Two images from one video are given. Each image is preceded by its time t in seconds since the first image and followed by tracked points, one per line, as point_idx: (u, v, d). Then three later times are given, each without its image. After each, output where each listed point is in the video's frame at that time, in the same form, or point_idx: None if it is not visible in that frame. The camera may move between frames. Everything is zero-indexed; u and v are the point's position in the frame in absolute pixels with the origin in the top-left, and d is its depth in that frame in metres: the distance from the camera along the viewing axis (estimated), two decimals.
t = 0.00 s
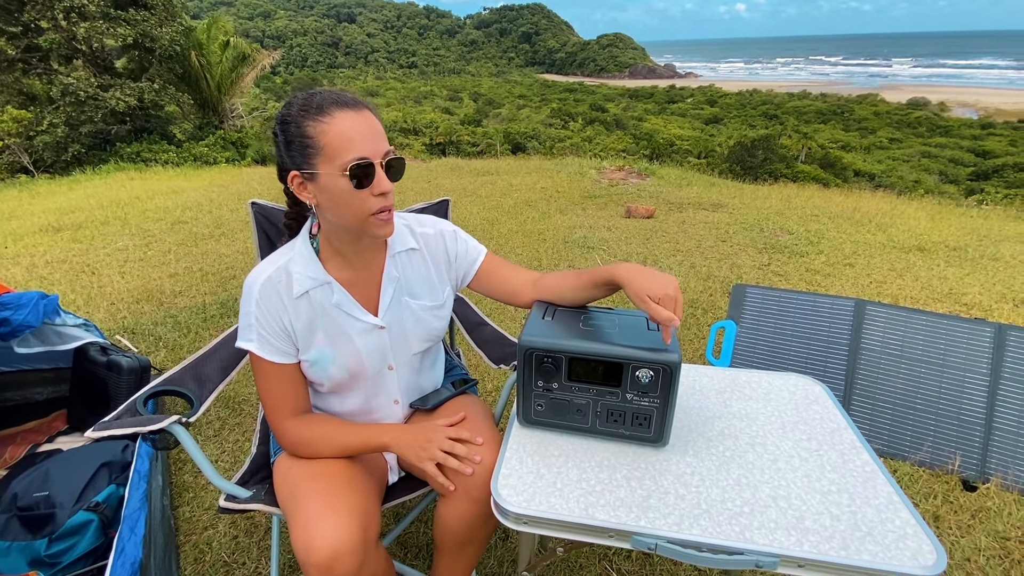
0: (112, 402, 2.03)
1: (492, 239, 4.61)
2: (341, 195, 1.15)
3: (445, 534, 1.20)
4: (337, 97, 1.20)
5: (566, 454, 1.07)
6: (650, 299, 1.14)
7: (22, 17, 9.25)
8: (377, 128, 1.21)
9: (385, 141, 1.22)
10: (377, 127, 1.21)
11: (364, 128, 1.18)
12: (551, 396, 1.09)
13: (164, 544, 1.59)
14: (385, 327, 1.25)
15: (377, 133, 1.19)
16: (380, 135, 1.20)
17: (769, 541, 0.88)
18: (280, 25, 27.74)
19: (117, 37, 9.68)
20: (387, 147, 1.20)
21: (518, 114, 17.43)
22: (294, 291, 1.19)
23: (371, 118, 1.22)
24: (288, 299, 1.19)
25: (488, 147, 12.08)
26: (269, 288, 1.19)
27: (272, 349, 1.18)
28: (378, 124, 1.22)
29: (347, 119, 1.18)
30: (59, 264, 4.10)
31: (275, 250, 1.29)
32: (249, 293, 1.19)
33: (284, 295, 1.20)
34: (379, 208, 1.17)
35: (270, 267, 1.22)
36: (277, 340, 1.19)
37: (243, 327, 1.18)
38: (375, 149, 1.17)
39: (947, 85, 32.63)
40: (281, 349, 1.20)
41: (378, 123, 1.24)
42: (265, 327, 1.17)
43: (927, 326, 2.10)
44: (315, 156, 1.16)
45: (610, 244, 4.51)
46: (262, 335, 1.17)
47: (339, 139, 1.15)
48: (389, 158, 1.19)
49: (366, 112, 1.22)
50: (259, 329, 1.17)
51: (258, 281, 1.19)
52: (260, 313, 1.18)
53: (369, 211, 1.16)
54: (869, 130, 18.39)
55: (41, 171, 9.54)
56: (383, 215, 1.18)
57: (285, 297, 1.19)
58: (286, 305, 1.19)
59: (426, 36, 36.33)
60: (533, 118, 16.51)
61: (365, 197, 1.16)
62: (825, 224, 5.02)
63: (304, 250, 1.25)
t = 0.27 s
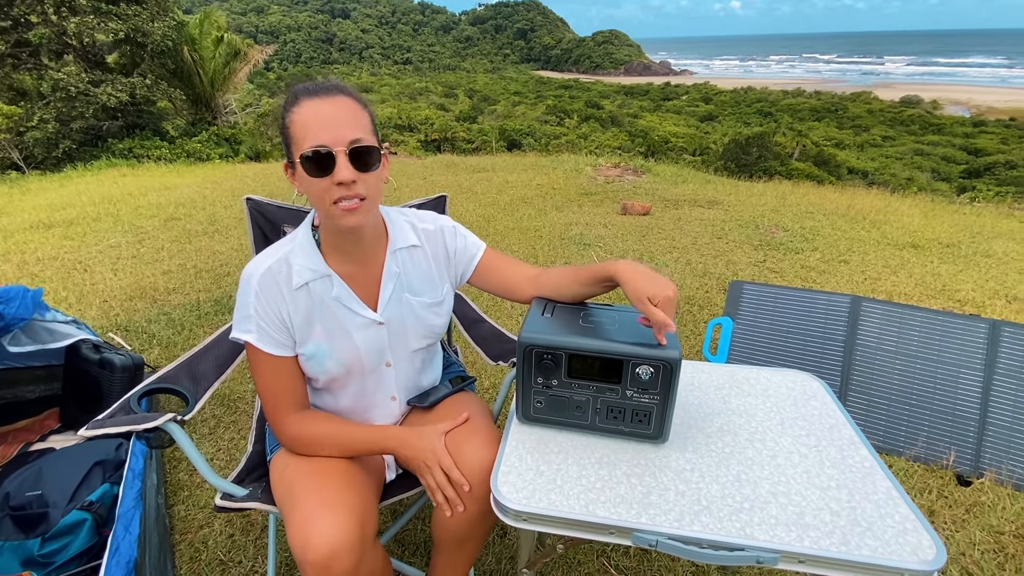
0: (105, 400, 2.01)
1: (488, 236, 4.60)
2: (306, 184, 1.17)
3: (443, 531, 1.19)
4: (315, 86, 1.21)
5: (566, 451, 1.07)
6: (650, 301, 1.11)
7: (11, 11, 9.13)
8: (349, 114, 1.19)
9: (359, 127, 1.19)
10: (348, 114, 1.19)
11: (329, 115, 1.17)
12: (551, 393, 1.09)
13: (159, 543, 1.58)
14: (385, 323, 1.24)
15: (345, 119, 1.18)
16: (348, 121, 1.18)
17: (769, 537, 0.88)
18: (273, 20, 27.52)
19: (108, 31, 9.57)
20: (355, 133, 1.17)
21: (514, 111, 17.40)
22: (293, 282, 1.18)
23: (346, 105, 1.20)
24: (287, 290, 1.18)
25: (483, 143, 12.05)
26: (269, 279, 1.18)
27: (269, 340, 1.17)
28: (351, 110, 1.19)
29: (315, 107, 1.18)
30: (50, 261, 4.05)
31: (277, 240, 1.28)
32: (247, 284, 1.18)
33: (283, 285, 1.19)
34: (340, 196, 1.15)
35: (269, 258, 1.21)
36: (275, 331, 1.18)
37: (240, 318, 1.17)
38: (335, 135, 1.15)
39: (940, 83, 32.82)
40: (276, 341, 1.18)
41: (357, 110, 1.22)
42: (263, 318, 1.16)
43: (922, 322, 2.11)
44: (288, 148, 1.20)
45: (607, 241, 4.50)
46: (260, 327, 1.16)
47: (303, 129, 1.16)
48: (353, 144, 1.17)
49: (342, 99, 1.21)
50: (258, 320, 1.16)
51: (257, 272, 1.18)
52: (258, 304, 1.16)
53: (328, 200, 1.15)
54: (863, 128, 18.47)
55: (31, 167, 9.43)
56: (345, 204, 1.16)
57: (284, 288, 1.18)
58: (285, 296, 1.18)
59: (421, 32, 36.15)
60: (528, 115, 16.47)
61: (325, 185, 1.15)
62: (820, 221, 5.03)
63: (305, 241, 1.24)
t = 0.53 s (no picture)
0: (100, 398, 1.98)
1: (485, 234, 4.59)
2: (306, 173, 1.17)
3: (443, 528, 1.19)
4: (323, 78, 1.21)
5: (568, 448, 1.06)
6: (647, 293, 1.11)
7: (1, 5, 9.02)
8: (355, 107, 1.18)
9: (363, 120, 1.18)
10: (354, 107, 1.18)
11: (334, 106, 1.17)
12: (553, 390, 1.08)
13: (156, 542, 1.57)
14: (384, 318, 1.23)
15: (349, 112, 1.17)
16: (351, 114, 1.17)
17: (772, 533, 0.88)
18: (267, 17, 27.37)
19: (100, 27, 9.49)
20: (358, 126, 1.17)
21: (510, 108, 17.37)
22: (293, 275, 1.18)
23: (353, 97, 1.19)
24: (286, 283, 1.18)
25: (479, 141, 12.03)
26: (269, 271, 1.18)
27: (268, 332, 1.17)
28: (357, 103, 1.19)
29: (320, 98, 1.18)
30: (42, 258, 4.02)
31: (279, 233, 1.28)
32: (247, 276, 1.18)
33: (283, 278, 1.18)
34: (335, 187, 1.14)
35: (270, 250, 1.21)
36: (274, 323, 1.17)
37: (240, 310, 1.17)
38: (337, 127, 1.15)
39: (933, 83, 33.02)
40: (274, 334, 1.18)
41: (364, 104, 1.21)
42: (262, 310, 1.16)
43: (918, 319, 2.12)
44: (293, 137, 1.20)
45: (604, 239, 4.51)
46: (259, 319, 1.16)
47: (307, 118, 1.17)
48: (355, 137, 1.16)
49: (351, 92, 1.20)
50: (257, 312, 1.16)
51: (257, 265, 1.18)
52: (257, 296, 1.16)
53: (323, 190, 1.14)
54: (857, 127, 18.56)
55: (22, 164, 9.35)
56: (342, 196, 1.15)
57: (284, 280, 1.18)
58: (285, 288, 1.18)
59: (416, 29, 36.03)
60: (524, 113, 16.45)
61: (323, 176, 1.14)
62: (816, 220, 5.05)
63: (306, 234, 1.24)
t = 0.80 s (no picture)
0: (98, 397, 1.97)
1: (482, 233, 4.59)
2: (314, 171, 1.17)
3: (444, 526, 1.19)
4: (339, 77, 1.21)
5: (569, 446, 1.07)
6: (646, 294, 1.11)
7: None
8: (368, 108, 1.18)
9: (375, 122, 1.19)
10: (366, 107, 1.18)
11: (347, 106, 1.17)
12: (554, 389, 1.09)
13: (155, 541, 1.57)
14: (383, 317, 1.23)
15: (361, 112, 1.17)
16: (364, 115, 1.17)
17: (772, 531, 0.88)
18: (263, 14, 27.26)
19: (93, 23, 9.42)
20: (369, 127, 1.17)
21: (506, 107, 17.36)
22: (293, 272, 1.18)
23: (366, 98, 1.19)
24: (287, 280, 1.18)
25: (475, 140, 12.03)
26: (270, 269, 1.17)
27: (268, 330, 1.16)
28: (370, 104, 1.19)
29: (334, 97, 1.18)
30: (37, 257, 3.99)
31: (281, 230, 1.28)
32: (248, 273, 1.18)
33: (284, 276, 1.18)
34: (342, 186, 1.14)
35: (271, 247, 1.21)
36: (273, 321, 1.17)
37: (239, 308, 1.16)
38: (349, 127, 1.15)
39: (927, 83, 33.20)
40: (274, 332, 1.17)
41: (377, 105, 1.21)
42: (262, 308, 1.16)
43: (914, 319, 2.13)
44: (304, 133, 1.20)
45: (601, 238, 4.51)
46: (259, 317, 1.15)
47: (320, 116, 1.17)
48: (366, 138, 1.16)
49: (365, 92, 1.21)
50: (258, 310, 1.16)
51: (258, 263, 1.17)
52: (257, 294, 1.16)
53: (330, 189, 1.14)
54: (852, 127, 18.64)
55: (15, 161, 9.29)
56: (348, 195, 1.15)
57: (284, 278, 1.17)
58: (285, 286, 1.17)
59: (412, 27, 35.95)
60: (520, 112, 16.43)
61: (331, 174, 1.14)
62: (812, 219, 5.07)
63: (308, 233, 1.24)
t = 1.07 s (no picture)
0: (94, 395, 1.96)
1: (480, 232, 4.59)
2: (319, 170, 1.17)
3: (441, 526, 1.19)
4: (343, 75, 1.21)
5: (567, 445, 1.06)
6: (645, 294, 1.11)
7: None
8: (372, 107, 1.18)
9: (380, 121, 1.18)
10: (371, 106, 1.18)
11: (352, 105, 1.16)
12: (552, 388, 1.08)
13: (150, 540, 1.56)
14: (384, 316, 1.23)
15: (367, 112, 1.17)
16: (369, 114, 1.17)
17: (770, 530, 0.88)
18: (260, 13, 27.19)
19: (90, 21, 9.38)
20: (375, 126, 1.17)
21: (504, 107, 17.36)
22: (295, 271, 1.17)
23: (371, 97, 1.19)
24: (288, 279, 1.17)
25: (473, 139, 12.02)
26: (271, 267, 1.17)
27: (268, 330, 1.16)
28: (375, 103, 1.19)
29: (339, 95, 1.17)
30: (32, 255, 3.97)
31: (281, 228, 1.27)
32: (248, 272, 1.17)
33: (285, 274, 1.17)
34: (347, 185, 1.14)
35: (273, 246, 1.20)
36: (273, 320, 1.16)
37: (239, 306, 1.15)
38: (354, 126, 1.15)
39: (923, 85, 33.34)
40: (274, 330, 1.16)
41: (382, 104, 1.20)
42: (262, 306, 1.15)
43: (910, 319, 2.13)
44: (308, 131, 1.20)
45: (599, 237, 4.52)
46: (259, 317, 1.15)
47: (324, 116, 1.17)
48: (371, 138, 1.16)
49: (369, 91, 1.20)
50: (257, 309, 1.14)
51: (258, 261, 1.16)
52: (259, 292, 1.15)
53: (336, 188, 1.14)
54: (848, 128, 18.71)
55: (10, 159, 9.24)
56: (353, 195, 1.15)
57: (285, 277, 1.17)
58: (286, 284, 1.17)
59: (410, 26, 35.91)
60: (518, 112, 16.43)
61: (336, 174, 1.14)
62: (809, 220, 5.08)
63: (309, 231, 1.23)
